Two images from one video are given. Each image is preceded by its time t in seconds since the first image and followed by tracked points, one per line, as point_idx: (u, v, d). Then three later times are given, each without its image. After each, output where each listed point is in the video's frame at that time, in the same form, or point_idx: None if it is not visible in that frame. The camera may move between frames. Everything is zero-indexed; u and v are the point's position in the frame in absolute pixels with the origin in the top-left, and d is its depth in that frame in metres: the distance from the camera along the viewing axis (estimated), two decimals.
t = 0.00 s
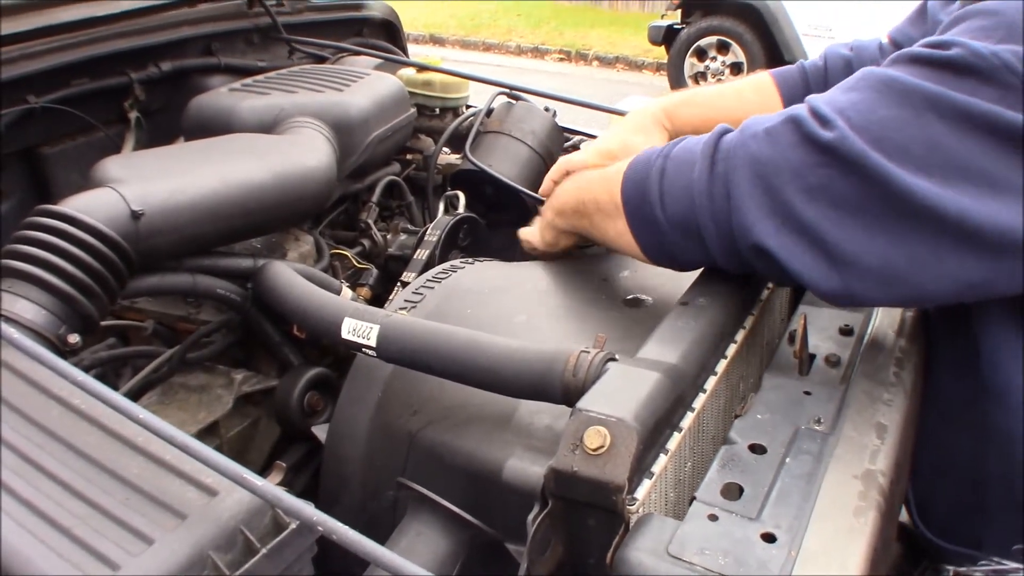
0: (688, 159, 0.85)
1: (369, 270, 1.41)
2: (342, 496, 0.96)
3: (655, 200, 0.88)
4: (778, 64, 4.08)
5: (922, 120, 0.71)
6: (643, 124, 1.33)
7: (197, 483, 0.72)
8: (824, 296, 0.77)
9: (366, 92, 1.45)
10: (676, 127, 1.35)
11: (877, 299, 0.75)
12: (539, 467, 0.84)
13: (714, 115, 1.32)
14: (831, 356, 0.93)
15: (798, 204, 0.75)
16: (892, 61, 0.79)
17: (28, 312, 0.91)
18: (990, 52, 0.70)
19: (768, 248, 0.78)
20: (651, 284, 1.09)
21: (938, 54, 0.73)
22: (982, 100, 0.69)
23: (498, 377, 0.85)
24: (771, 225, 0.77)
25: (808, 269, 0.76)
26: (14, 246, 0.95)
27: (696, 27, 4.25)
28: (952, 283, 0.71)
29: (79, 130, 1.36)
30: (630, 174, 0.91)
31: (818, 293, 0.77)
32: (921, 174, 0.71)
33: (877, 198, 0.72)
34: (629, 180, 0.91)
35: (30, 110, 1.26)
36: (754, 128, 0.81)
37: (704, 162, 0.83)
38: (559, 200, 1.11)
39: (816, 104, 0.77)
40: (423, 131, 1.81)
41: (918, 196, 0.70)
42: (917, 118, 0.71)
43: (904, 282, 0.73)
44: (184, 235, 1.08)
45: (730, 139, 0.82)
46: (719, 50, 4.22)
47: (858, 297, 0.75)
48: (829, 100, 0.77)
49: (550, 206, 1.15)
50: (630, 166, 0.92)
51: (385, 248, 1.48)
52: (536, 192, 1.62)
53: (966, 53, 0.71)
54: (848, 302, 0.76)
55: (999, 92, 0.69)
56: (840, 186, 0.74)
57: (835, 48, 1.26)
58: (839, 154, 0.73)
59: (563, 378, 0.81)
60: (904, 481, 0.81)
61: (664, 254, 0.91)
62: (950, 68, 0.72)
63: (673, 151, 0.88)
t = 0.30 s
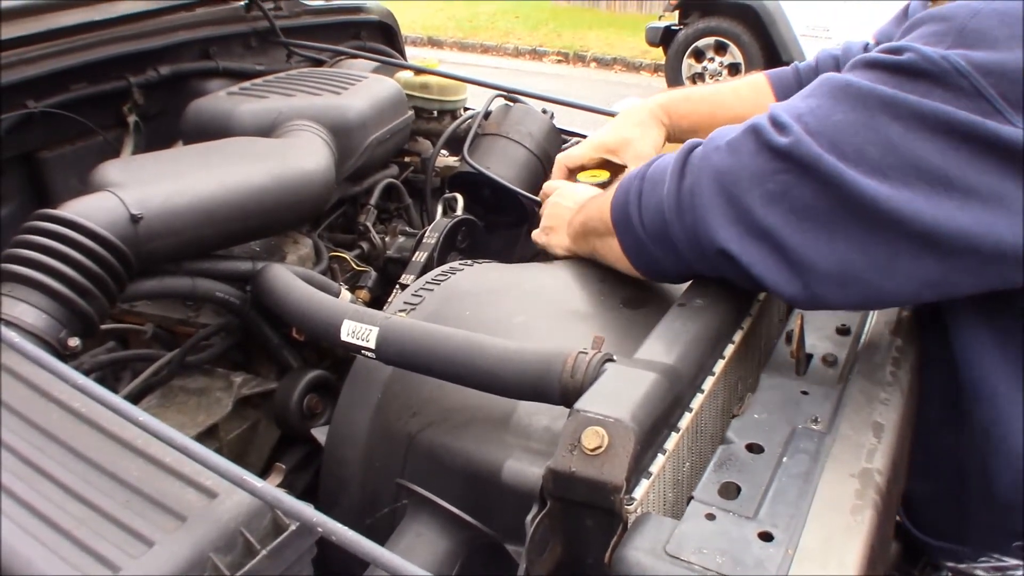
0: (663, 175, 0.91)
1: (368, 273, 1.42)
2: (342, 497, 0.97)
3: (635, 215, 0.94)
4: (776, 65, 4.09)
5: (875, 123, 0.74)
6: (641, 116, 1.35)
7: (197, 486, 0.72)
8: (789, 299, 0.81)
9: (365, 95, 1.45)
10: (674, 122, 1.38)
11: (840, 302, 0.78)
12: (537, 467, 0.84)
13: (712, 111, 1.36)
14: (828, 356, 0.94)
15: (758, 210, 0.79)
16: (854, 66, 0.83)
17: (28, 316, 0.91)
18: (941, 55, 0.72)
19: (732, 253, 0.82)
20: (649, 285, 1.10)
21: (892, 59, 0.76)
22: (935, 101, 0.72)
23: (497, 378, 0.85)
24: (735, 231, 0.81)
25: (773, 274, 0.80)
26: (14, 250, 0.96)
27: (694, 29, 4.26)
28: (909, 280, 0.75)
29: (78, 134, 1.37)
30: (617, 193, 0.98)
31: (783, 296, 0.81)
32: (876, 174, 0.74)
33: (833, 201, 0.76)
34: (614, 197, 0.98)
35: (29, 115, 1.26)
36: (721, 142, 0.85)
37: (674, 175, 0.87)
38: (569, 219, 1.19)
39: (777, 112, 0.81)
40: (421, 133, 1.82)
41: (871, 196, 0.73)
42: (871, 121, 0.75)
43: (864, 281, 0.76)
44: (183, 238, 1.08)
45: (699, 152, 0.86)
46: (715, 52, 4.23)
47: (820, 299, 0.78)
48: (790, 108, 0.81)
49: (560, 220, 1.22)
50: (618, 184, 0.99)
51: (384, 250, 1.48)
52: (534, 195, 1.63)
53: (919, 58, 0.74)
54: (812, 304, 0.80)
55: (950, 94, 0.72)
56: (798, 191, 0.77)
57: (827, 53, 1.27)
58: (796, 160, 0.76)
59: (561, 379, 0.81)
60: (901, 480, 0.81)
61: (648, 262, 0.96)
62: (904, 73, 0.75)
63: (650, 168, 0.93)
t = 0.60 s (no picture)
0: (654, 183, 0.91)
1: (366, 275, 1.42)
2: (339, 499, 0.97)
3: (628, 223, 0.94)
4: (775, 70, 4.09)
5: (855, 117, 0.75)
6: (638, 119, 1.37)
7: (193, 485, 0.73)
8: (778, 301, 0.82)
9: (364, 98, 1.46)
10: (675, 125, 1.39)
11: (828, 302, 0.79)
12: (534, 469, 0.84)
13: (709, 112, 1.39)
14: (825, 359, 0.94)
15: (744, 213, 0.80)
16: (842, 65, 0.84)
17: (26, 316, 0.91)
18: (923, 49, 0.74)
19: (721, 257, 0.83)
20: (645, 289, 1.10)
21: (877, 54, 0.78)
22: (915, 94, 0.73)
23: (494, 380, 0.85)
24: (722, 236, 0.82)
25: (761, 277, 0.81)
26: (12, 250, 0.96)
27: (694, 33, 4.27)
28: (894, 277, 0.75)
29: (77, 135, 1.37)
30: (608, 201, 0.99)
31: (772, 298, 0.82)
32: (857, 169, 0.75)
33: (816, 201, 0.76)
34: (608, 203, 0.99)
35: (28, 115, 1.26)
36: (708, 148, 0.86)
37: (664, 181, 0.88)
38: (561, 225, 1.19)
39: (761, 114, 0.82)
40: (420, 136, 1.82)
41: (850, 193, 0.73)
42: (852, 115, 0.75)
43: (850, 278, 0.77)
44: (182, 238, 1.08)
45: (688, 158, 0.87)
46: (714, 56, 4.22)
47: (808, 300, 0.79)
48: (774, 108, 0.82)
49: (554, 225, 1.22)
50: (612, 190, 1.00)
51: (382, 253, 1.47)
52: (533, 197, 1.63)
53: (902, 52, 0.75)
54: (801, 306, 0.81)
55: (931, 85, 0.73)
56: (781, 194, 0.78)
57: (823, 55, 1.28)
58: (778, 162, 0.77)
59: (558, 381, 0.81)
60: (898, 483, 0.81)
61: (642, 268, 0.96)
62: (888, 67, 0.77)
63: (642, 176, 0.94)
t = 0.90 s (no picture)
0: (647, 186, 0.91)
1: (364, 276, 1.41)
2: (336, 502, 0.96)
3: (624, 226, 0.94)
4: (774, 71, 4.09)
5: (844, 116, 0.75)
6: (637, 119, 1.37)
7: (190, 489, 0.72)
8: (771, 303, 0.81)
9: (361, 99, 1.45)
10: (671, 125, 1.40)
11: (822, 303, 0.79)
12: (532, 471, 0.84)
13: (707, 112, 1.39)
14: (824, 360, 0.93)
15: (736, 216, 0.80)
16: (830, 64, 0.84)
17: (22, 319, 0.91)
18: (910, 47, 0.74)
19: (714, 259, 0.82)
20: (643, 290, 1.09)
21: (864, 53, 0.77)
22: (902, 92, 0.73)
23: (492, 382, 0.85)
24: (715, 237, 0.82)
25: (753, 279, 0.80)
26: (8, 253, 0.95)
27: (693, 35, 4.26)
28: (886, 278, 0.75)
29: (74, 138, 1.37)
30: (602, 203, 0.99)
31: (766, 299, 0.81)
32: (847, 170, 0.74)
33: (806, 202, 0.76)
34: (603, 204, 0.98)
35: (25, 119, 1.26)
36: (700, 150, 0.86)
37: (658, 184, 0.88)
38: (555, 227, 1.18)
39: (751, 115, 0.81)
40: (418, 138, 1.82)
41: (840, 194, 0.73)
42: (840, 115, 0.75)
43: (843, 281, 0.77)
44: (178, 241, 1.08)
45: (680, 160, 0.87)
46: (714, 59, 4.22)
47: (802, 301, 0.79)
48: (763, 109, 0.81)
49: (548, 229, 1.21)
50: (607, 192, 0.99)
51: (380, 254, 1.48)
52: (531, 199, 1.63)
53: (890, 51, 0.75)
54: (794, 307, 0.80)
55: (920, 83, 0.73)
56: (773, 195, 0.78)
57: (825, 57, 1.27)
58: (769, 164, 0.77)
59: (555, 382, 0.81)
60: (898, 485, 0.81)
61: (637, 271, 0.96)
62: (875, 66, 0.76)
63: (636, 179, 0.94)
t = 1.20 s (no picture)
0: (645, 190, 0.90)
1: (360, 277, 1.40)
2: (332, 504, 0.96)
3: (622, 231, 0.93)
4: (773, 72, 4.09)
5: (846, 123, 0.74)
6: (638, 117, 1.36)
7: (183, 491, 0.72)
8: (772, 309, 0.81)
9: (358, 99, 1.45)
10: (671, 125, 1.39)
11: (822, 309, 0.78)
12: (528, 472, 0.84)
13: (709, 113, 1.38)
14: (823, 361, 0.93)
15: (737, 223, 0.79)
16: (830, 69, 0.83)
17: (16, 319, 0.90)
18: (912, 53, 0.73)
19: (714, 266, 0.82)
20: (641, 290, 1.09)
21: (866, 58, 0.77)
22: (904, 98, 0.72)
23: (488, 383, 0.84)
24: (715, 244, 0.81)
25: (754, 286, 0.80)
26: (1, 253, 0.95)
27: (692, 35, 4.25)
28: (887, 286, 0.75)
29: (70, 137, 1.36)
30: (602, 203, 0.98)
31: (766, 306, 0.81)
32: (848, 177, 0.74)
33: (807, 210, 0.75)
34: (601, 208, 0.98)
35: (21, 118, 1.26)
36: (698, 155, 0.85)
37: (656, 189, 0.87)
38: (555, 222, 1.18)
39: (750, 120, 0.81)
40: (415, 137, 1.81)
41: (842, 202, 0.73)
42: (842, 122, 0.75)
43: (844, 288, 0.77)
44: (173, 241, 1.07)
45: (678, 165, 0.86)
46: (713, 59, 4.19)
47: (803, 308, 0.78)
48: (762, 114, 0.80)
49: (548, 223, 1.21)
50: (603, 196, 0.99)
51: (377, 254, 1.47)
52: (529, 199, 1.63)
53: (892, 57, 0.75)
54: (795, 313, 0.80)
55: (922, 89, 0.73)
56: (774, 202, 0.77)
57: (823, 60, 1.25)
58: (770, 171, 0.76)
59: (552, 384, 0.80)
60: (897, 487, 0.80)
61: (635, 274, 0.95)
62: (876, 71, 0.76)
63: (633, 182, 0.93)
